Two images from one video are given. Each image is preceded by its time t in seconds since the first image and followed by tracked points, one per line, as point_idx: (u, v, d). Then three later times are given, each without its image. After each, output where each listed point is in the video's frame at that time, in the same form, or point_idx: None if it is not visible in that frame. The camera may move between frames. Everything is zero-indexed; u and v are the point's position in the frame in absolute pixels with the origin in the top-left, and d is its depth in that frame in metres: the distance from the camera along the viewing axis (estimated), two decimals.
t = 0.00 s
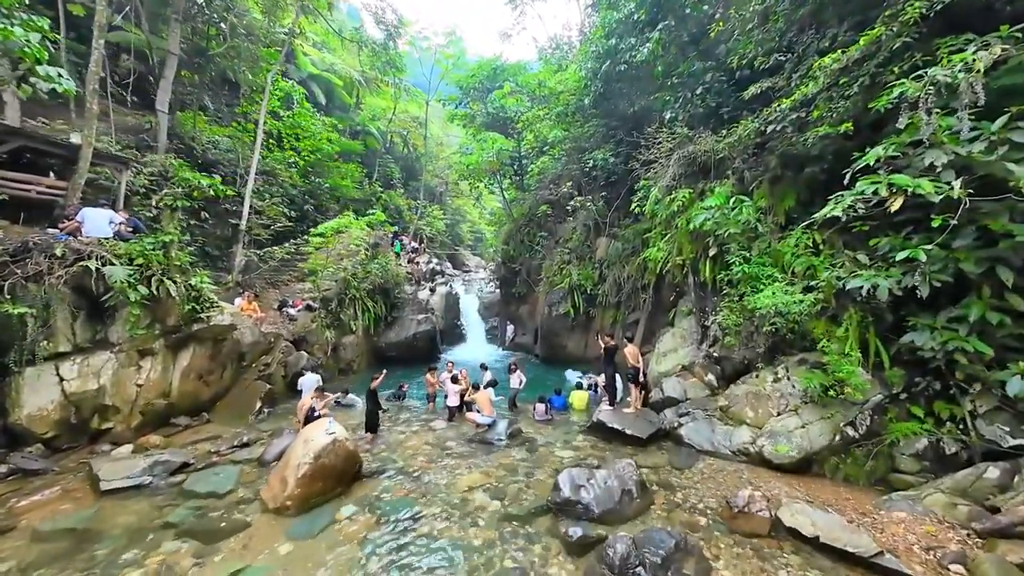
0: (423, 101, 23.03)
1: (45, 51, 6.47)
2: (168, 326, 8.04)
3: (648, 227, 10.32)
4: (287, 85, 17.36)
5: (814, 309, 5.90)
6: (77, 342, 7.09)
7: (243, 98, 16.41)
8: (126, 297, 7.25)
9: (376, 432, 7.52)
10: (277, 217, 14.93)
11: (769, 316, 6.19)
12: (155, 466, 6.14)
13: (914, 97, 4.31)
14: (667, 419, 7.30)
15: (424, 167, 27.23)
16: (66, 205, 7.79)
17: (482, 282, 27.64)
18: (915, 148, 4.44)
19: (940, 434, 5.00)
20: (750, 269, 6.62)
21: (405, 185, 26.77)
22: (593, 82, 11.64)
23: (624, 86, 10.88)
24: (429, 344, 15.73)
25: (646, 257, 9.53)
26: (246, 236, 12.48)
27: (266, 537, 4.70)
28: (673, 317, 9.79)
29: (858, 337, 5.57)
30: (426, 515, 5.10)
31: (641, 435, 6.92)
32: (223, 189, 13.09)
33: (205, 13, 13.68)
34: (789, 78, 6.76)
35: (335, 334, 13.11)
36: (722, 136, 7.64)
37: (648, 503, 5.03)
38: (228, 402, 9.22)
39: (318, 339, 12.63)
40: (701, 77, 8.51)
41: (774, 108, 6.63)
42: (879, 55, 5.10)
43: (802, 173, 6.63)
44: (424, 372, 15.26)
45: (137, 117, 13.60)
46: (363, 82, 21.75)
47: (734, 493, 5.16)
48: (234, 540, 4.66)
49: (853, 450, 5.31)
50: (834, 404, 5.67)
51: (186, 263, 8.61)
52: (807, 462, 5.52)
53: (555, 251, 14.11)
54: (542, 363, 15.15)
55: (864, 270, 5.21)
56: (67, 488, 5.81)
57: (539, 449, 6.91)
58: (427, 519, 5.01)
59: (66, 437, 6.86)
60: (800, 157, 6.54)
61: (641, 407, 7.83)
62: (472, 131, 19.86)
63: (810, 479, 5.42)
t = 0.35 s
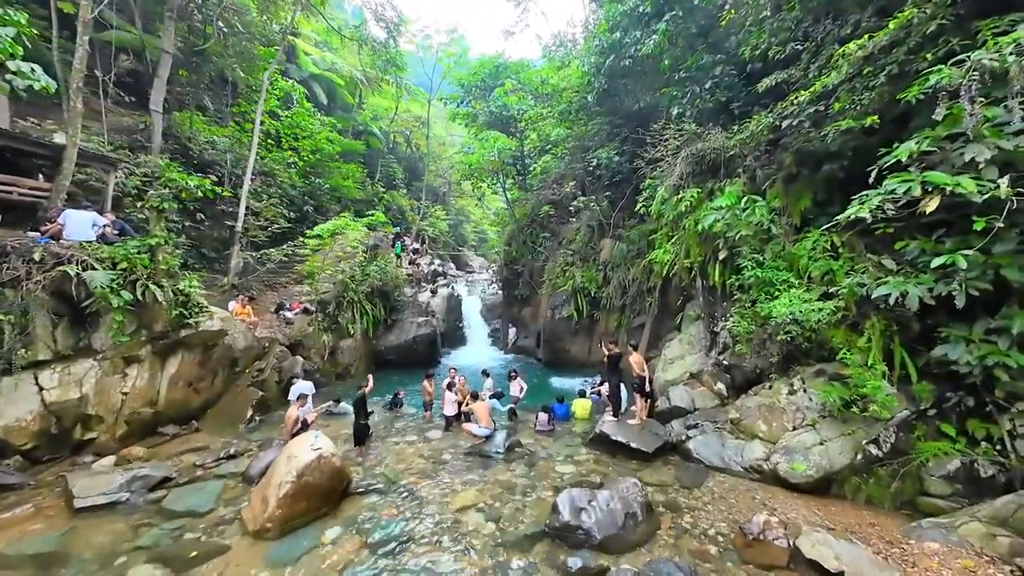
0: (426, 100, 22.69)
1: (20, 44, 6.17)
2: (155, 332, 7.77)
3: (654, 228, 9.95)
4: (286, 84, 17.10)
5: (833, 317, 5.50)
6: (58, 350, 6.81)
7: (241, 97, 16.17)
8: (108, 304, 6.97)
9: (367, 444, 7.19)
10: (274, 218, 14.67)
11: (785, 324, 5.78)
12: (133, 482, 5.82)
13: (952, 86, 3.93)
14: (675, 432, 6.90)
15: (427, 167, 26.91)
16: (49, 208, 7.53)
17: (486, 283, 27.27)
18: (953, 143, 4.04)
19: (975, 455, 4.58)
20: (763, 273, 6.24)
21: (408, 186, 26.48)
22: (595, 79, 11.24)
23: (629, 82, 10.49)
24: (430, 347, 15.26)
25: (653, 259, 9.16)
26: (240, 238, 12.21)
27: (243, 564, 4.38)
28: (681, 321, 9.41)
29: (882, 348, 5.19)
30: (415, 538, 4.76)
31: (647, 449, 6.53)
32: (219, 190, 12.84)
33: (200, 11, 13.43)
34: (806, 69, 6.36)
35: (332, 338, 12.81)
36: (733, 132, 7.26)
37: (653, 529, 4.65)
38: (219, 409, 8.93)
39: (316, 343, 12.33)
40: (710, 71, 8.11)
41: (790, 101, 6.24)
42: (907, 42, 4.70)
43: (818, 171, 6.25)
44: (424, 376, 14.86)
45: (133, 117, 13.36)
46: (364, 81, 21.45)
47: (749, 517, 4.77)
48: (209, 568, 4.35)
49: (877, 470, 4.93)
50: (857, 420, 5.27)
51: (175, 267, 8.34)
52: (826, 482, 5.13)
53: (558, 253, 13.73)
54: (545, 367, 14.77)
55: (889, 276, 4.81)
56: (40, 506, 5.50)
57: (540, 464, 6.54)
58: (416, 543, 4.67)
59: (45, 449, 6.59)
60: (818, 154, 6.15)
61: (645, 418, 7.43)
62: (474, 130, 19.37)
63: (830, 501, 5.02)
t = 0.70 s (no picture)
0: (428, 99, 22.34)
1: None
2: (140, 338, 7.49)
3: (660, 229, 9.54)
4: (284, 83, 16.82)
5: (858, 326, 5.07)
6: (36, 359, 6.50)
7: (239, 97, 15.91)
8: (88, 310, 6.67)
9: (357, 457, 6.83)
10: (271, 219, 14.39)
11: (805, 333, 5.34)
12: (109, 500, 5.49)
13: (1003, 69, 3.53)
14: (683, 446, 6.48)
15: (429, 167, 26.59)
16: (31, 210, 7.26)
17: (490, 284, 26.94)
18: (1004, 133, 3.63)
19: (1017, 481, 4.20)
20: (779, 278, 5.84)
21: (410, 186, 26.18)
22: (598, 74, 10.84)
23: (635, 77, 10.08)
24: (431, 351, 14.88)
25: (659, 262, 8.76)
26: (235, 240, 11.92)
27: None
28: (689, 326, 9.01)
29: (912, 361, 4.77)
30: (404, 566, 4.41)
31: (654, 465, 6.11)
32: (215, 191, 12.56)
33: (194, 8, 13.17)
34: (825, 60, 5.96)
35: (329, 342, 12.48)
36: (745, 128, 6.85)
37: (662, 559, 4.26)
38: (207, 417, 8.60)
39: (313, 347, 11.99)
40: (721, 64, 7.70)
41: (810, 93, 5.83)
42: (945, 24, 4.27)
43: (839, 169, 5.85)
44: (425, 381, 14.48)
45: (128, 117, 13.15)
46: (365, 81, 21.15)
47: (768, 546, 4.35)
48: None
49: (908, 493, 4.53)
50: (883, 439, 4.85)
51: (161, 271, 8.04)
52: (849, 507, 4.71)
53: (562, 254, 13.35)
54: (548, 372, 14.37)
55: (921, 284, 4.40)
56: (9, 525, 5.16)
57: (540, 480, 6.16)
58: (404, 572, 4.32)
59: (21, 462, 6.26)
60: (840, 149, 5.73)
61: (652, 430, 7.01)
62: (477, 130, 18.50)
63: (854, 528, 4.60)
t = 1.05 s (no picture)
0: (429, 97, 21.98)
1: None
2: (121, 346, 7.16)
3: (668, 230, 9.10)
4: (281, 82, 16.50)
5: (888, 339, 4.61)
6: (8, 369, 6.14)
7: (236, 96, 15.63)
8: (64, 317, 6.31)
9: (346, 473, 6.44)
10: (268, 220, 14.07)
11: (829, 346, 4.88)
12: (77, 523, 5.11)
13: None
14: (693, 463, 6.03)
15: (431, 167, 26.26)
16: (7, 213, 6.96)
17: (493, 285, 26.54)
18: None
19: None
20: (798, 284, 5.37)
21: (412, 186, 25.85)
22: (601, 68, 10.39)
23: (641, 71, 9.62)
24: (431, 355, 14.48)
25: (667, 264, 8.31)
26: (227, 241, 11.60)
27: None
28: (699, 332, 8.56)
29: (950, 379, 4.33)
30: None
31: (662, 485, 5.67)
32: (208, 192, 12.24)
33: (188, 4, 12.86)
34: (852, 46, 5.51)
35: (326, 346, 12.07)
36: (761, 122, 6.40)
37: None
38: (194, 428, 8.27)
39: (309, 353, 11.58)
40: (733, 54, 7.25)
41: (834, 82, 5.38)
42: None
43: (866, 165, 5.41)
44: (424, 386, 14.08)
45: (122, 117, 12.91)
46: (366, 80, 20.82)
47: None
48: None
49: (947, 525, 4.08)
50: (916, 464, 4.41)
51: (144, 276, 7.69)
52: (879, 538, 4.26)
53: (565, 256, 12.92)
54: (551, 377, 13.93)
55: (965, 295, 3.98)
56: None
57: (540, 501, 5.74)
58: None
59: None
60: (865, 144, 5.31)
61: (659, 445, 6.57)
62: (478, 128, 18.36)
63: (886, 561, 4.15)
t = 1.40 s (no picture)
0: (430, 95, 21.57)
1: None
2: (98, 355, 6.82)
3: (676, 230, 8.64)
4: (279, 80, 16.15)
5: (931, 355, 4.10)
6: None
7: (231, 95, 15.29)
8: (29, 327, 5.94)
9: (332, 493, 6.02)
10: (263, 222, 13.70)
11: (860, 361, 4.38)
12: (36, 551, 4.69)
13: None
14: (704, 484, 5.53)
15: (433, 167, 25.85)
16: None
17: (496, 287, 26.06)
18: None
19: None
20: (823, 290, 4.88)
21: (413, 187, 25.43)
22: (606, 62, 9.93)
23: (647, 64, 9.16)
24: (430, 360, 14.04)
25: (676, 268, 7.86)
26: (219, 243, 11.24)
27: None
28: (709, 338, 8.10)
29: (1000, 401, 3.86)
30: None
31: (672, 510, 5.18)
32: (201, 192, 11.87)
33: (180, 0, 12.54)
34: (884, 28, 5.04)
35: (321, 351, 11.67)
36: (779, 115, 5.92)
37: None
38: (177, 440, 7.89)
39: (303, 358, 11.20)
40: (747, 43, 6.79)
41: (865, 67, 4.90)
42: None
43: (900, 159, 4.95)
44: (423, 392, 13.62)
45: (114, 116, 12.61)
46: (366, 78, 20.44)
47: None
48: None
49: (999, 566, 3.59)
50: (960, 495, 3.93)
51: (123, 281, 7.32)
52: None
53: (569, 258, 12.46)
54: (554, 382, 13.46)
55: None
56: None
57: (540, 526, 5.29)
58: None
59: None
60: (897, 137, 4.86)
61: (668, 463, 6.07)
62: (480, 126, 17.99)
63: None
